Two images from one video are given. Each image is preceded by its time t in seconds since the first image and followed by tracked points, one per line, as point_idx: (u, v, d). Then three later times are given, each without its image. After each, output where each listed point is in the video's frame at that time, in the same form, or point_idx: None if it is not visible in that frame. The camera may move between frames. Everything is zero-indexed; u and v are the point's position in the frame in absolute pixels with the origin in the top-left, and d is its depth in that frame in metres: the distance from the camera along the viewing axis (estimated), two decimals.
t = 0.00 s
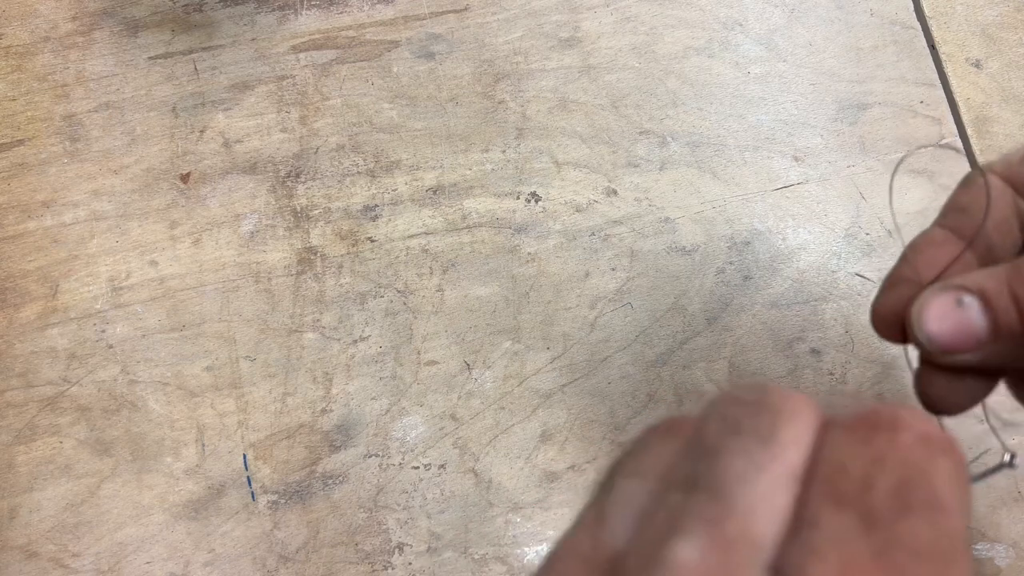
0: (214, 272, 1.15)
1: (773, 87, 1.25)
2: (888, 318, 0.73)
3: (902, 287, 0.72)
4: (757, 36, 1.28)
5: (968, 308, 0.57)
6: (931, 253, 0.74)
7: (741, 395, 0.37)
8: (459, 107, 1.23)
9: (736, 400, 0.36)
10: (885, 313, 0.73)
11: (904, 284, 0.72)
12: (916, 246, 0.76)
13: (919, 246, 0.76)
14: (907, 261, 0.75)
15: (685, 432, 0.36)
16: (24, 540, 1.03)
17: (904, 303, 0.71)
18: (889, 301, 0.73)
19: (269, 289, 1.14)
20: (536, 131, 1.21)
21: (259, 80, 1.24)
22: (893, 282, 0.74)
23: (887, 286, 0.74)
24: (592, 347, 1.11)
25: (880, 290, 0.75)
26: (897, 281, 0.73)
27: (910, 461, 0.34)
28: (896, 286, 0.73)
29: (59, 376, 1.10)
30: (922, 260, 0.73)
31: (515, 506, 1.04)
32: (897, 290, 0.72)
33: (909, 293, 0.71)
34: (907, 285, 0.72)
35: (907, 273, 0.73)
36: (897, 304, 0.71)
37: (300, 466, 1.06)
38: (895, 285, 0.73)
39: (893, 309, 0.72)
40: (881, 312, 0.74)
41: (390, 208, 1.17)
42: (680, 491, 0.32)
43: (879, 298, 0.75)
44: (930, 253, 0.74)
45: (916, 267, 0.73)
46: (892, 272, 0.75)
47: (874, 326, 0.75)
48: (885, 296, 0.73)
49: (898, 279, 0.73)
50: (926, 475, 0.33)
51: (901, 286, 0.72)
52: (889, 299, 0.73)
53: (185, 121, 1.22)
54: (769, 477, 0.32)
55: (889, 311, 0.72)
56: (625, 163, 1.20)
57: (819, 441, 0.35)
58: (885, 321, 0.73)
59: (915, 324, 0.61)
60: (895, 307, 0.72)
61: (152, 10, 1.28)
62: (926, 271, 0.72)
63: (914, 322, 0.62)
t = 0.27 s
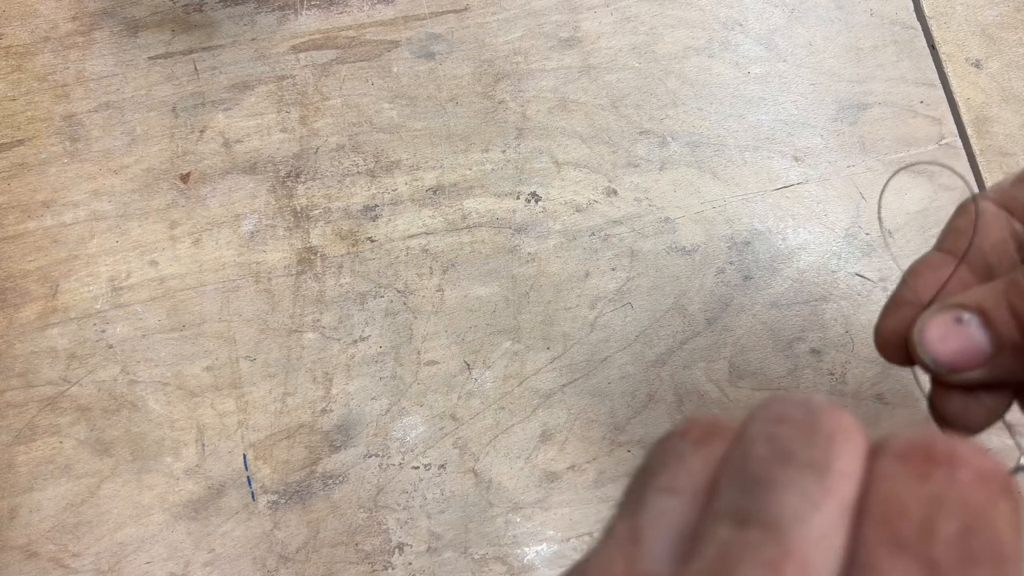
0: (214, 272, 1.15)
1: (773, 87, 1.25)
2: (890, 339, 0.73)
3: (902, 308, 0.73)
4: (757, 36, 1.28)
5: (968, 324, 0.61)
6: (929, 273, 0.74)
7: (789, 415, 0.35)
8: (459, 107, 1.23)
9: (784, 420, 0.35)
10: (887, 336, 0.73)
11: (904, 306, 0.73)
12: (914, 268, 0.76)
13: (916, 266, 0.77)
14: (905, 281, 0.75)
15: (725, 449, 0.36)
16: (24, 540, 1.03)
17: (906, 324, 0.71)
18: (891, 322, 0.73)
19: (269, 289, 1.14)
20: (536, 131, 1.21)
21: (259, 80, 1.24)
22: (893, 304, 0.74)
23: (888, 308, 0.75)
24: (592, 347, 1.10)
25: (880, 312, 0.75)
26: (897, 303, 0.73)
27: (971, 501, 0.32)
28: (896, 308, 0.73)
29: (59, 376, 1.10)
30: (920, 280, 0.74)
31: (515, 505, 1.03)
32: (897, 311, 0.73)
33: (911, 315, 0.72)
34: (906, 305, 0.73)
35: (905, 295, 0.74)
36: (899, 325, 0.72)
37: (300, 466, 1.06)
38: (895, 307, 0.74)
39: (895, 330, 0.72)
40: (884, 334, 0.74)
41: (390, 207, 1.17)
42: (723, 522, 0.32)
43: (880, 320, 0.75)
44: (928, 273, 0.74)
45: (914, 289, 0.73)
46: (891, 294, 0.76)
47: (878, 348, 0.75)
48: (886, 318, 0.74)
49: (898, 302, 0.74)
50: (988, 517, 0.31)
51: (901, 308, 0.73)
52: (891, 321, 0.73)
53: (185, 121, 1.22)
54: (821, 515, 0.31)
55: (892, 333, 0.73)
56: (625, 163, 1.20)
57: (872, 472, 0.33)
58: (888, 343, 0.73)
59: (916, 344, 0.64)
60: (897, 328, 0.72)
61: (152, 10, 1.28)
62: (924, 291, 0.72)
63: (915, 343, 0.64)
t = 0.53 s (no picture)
0: (214, 272, 1.15)
1: (773, 87, 1.25)
2: (872, 354, 0.68)
3: (884, 319, 0.68)
4: (757, 36, 1.28)
5: (951, 333, 0.58)
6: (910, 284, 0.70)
7: (835, 471, 0.33)
8: (459, 107, 1.23)
9: (831, 479, 0.32)
10: (870, 350, 0.68)
11: (885, 318, 0.68)
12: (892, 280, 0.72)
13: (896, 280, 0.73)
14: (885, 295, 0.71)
15: (755, 491, 0.33)
16: (25, 540, 1.03)
17: (889, 336, 0.66)
18: (874, 335, 0.68)
19: (269, 289, 1.14)
20: (536, 131, 1.21)
21: (259, 80, 1.24)
22: (874, 317, 0.69)
23: (868, 321, 0.70)
24: (592, 347, 1.10)
25: (861, 326, 0.70)
26: (878, 316, 0.69)
27: None
28: (878, 321, 0.69)
29: (59, 376, 1.10)
30: (901, 292, 0.70)
31: (515, 505, 1.03)
32: (878, 324, 0.68)
33: (894, 328, 0.67)
34: (888, 318, 0.68)
35: (885, 308, 0.69)
36: (881, 337, 0.67)
37: (300, 466, 1.06)
38: (875, 320, 0.69)
39: (877, 343, 0.67)
40: (865, 348, 0.69)
41: (390, 207, 1.17)
42: None
43: (861, 333, 0.70)
44: (908, 285, 0.70)
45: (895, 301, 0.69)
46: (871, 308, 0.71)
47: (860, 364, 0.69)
48: (867, 331, 0.69)
49: (879, 314, 0.69)
50: None
51: (883, 320, 0.68)
52: (872, 334, 0.68)
53: (185, 121, 1.22)
54: None
55: (874, 347, 0.68)
56: (625, 163, 1.20)
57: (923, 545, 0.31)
58: (871, 357, 0.68)
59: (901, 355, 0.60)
60: (880, 341, 0.67)
61: (152, 10, 1.28)
62: (905, 303, 0.68)
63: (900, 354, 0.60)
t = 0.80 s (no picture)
0: (214, 272, 1.15)
1: (773, 87, 1.25)
2: (859, 356, 0.71)
3: (870, 322, 0.70)
4: (757, 36, 1.28)
5: (939, 337, 0.58)
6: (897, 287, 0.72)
7: None
8: (459, 107, 1.23)
9: None
10: (856, 353, 0.71)
11: (872, 320, 0.71)
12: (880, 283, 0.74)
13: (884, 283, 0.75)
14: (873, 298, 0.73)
15: None
16: (24, 540, 1.03)
17: (875, 340, 0.69)
18: (860, 338, 0.71)
19: (269, 289, 1.14)
20: (536, 131, 1.21)
21: (259, 80, 1.24)
22: (861, 320, 0.72)
23: (855, 324, 0.73)
24: (592, 347, 1.11)
25: (848, 327, 0.73)
26: (865, 319, 0.72)
27: None
28: (864, 323, 0.71)
29: (59, 376, 1.10)
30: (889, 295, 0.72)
31: (515, 506, 1.03)
32: (865, 327, 0.71)
33: (880, 329, 0.69)
34: (874, 320, 0.71)
35: (873, 311, 0.72)
36: (868, 340, 0.70)
37: (300, 466, 1.06)
38: (861, 323, 0.72)
39: (864, 346, 0.71)
40: (853, 349, 0.72)
41: (390, 207, 1.17)
42: None
43: (848, 335, 0.73)
44: (895, 289, 0.72)
45: (882, 304, 0.71)
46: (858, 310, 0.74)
47: (846, 365, 0.73)
48: (854, 334, 0.72)
49: (866, 317, 0.72)
50: None
51: (869, 322, 0.71)
52: (858, 336, 0.71)
53: (185, 121, 1.22)
54: None
55: (861, 349, 0.71)
56: (625, 163, 1.20)
57: None
58: (858, 359, 0.71)
59: (889, 361, 0.62)
60: (866, 344, 0.70)
61: (152, 10, 1.28)
62: (893, 306, 0.70)
63: (889, 359, 0.62)
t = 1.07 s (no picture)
0: (214, 272, 1.15)
1: (773, 87, 1.25)
2: (850, 361, 0.72)
3: (861, 328, 0.71)
4: (757, 36, 1.28)
5: (933, 344, 0.58)
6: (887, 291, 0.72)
7: None
8: (459, 107, 1.23)
9: None
10: (847, 358, 0.72)
11: (862, 325, 0.71)
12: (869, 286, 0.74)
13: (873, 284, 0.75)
14: (863, 300, 0.73)
15: None
16: (24, 540, 1.03)
17: (866, 345, 0.70)
18: (851, 343, 0.71)
19: (269, 289, 1.14)
20: (536, 131, 1.21)
21: (259, 80, 1.24)
22: (851, 324, 0.73)
23: (845, 328, 0.73)
24: (592, 347, 1.10)
25: (838, 331, 0.74)
26: (855, 323, 0.72)
27: None
28: (855, 328, 0.72)
29: (59, 376, 1.10)
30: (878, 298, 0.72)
31: (515, 506, 1.03)
32: (855, 332, 0.71)
33: (871, 335, 0.70)
34: (865, 325, 0.71)
35: (862, 315, 0.72)
36: (859, 345, 0.71)
37: (300, 466, 1.06)
38: (851, 327, 0.72)
39: (854, 350, 0.71)
40: (843, 355, 0.72)
41: (390, 207, 1.17)
42: None
43: (838, 339, 0.73)
44: (885, 292, 0.72)
45: (872, 307, 0.71)
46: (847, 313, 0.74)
47: (837, 370, 0.73)
48: (844, 338, 0.72)
49: (856, 321, 0.72)
50: None
51: (860, 327, 0.71)
52: (849, 341, 0.72)
53: (185, 121, 1.22)
54: None
55: (851, 354, 0.71)
56: (624, 163, 1.20)
57: None
58: (848, 365, 0.72)
59: (882, 369, 0.62)
60: (858, 349, 0.71)
61: (152, 10, 1.28)
62: (883, 310, 0.70)
63: (882, 365, 0.62)
